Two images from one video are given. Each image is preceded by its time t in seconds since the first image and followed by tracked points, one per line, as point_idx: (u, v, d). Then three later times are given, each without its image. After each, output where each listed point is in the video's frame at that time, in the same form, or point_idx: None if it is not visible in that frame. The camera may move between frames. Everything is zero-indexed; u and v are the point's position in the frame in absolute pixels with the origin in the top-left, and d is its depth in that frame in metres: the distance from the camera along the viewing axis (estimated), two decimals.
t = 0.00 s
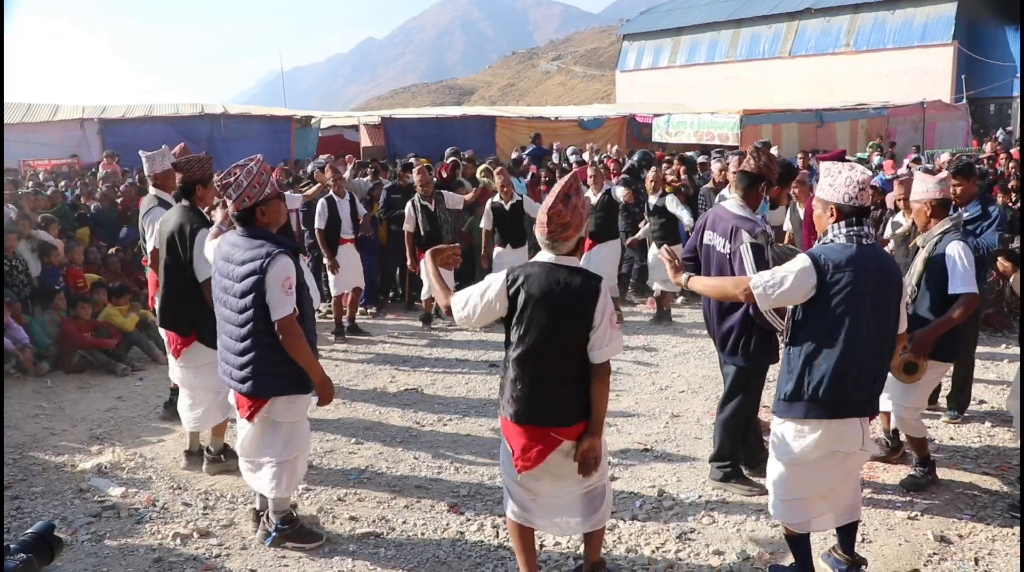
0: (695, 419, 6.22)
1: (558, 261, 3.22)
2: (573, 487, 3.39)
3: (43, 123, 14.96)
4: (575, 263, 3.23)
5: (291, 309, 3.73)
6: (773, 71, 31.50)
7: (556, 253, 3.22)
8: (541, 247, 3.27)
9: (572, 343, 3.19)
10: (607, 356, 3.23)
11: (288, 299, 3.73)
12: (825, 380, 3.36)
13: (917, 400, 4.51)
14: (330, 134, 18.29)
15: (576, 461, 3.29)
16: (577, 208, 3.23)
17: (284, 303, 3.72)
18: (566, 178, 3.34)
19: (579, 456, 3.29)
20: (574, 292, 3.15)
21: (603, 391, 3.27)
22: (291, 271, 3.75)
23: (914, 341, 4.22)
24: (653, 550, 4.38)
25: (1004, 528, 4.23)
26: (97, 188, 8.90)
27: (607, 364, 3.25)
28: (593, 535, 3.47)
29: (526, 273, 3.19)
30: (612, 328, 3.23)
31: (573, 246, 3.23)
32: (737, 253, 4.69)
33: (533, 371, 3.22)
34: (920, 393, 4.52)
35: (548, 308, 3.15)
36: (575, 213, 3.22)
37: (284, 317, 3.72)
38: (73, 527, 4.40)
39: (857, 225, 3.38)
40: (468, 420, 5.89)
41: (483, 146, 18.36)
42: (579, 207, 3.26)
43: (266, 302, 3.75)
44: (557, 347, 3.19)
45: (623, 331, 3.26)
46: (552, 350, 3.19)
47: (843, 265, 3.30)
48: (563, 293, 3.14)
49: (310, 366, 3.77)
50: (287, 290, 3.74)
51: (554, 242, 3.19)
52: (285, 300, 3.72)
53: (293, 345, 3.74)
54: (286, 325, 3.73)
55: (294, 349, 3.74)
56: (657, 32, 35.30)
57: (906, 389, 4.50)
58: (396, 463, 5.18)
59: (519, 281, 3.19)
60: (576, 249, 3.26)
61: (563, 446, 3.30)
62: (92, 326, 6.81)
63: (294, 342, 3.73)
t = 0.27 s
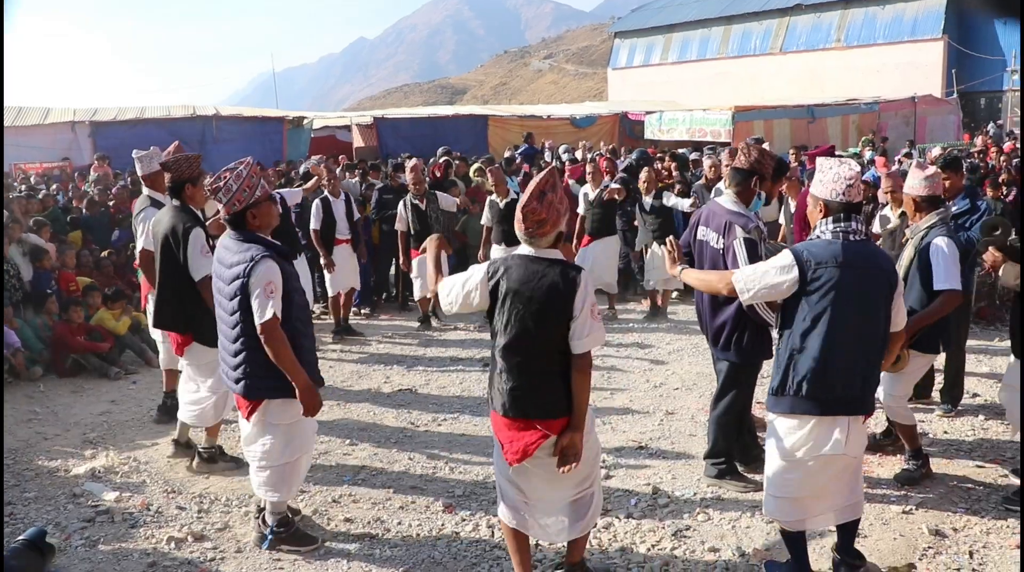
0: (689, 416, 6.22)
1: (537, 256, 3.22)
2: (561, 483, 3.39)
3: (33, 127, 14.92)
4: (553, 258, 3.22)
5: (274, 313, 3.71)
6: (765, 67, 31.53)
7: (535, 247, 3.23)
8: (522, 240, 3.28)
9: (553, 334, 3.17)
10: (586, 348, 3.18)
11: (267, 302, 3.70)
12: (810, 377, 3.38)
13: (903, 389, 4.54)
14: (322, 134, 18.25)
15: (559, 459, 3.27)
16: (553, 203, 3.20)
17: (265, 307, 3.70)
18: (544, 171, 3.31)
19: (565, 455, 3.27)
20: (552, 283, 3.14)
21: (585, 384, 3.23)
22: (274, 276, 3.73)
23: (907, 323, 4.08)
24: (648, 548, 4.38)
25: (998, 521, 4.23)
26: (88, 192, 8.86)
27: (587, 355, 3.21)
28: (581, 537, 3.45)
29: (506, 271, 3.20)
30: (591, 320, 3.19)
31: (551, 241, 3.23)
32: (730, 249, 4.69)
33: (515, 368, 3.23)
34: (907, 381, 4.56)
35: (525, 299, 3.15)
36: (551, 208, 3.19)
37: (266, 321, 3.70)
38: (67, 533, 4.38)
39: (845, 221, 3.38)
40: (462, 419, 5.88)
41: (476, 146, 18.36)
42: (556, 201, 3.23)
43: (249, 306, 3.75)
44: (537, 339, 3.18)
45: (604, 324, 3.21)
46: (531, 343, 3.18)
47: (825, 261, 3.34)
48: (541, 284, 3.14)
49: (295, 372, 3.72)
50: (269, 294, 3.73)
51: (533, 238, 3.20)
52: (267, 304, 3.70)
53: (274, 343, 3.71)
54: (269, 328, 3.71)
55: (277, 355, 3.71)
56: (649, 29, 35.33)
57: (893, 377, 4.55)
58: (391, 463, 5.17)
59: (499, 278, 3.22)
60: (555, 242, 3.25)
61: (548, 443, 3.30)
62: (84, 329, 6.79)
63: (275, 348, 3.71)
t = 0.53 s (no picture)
0: (689, 415, 6.22)
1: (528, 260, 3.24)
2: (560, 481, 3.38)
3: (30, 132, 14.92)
4: (543, 263, 3.22)
5: (260, 317, 3.73)
6: (762, 64, 31.54)
7: (526, 250, 3.25)
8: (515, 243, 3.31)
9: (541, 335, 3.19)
10: (571, 351, 3.15)
11: (251, 306, 3.71)
12: (802, 375, 3.41)
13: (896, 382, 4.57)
14: (320, 136, 18.26)
15: (553, 460, 3.27)
16: (539, 208, 3.20)
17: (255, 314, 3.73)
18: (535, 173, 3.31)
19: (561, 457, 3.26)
20: (539, 284, 3.17)
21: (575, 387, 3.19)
22: (261, 283, 3.75)
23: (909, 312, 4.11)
24: (649, 547, 4.38)
25: (998, 517, 4.24)
26: (85, 196, 8.86)
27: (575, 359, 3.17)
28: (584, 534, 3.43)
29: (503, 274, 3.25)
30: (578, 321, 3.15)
31: (540, 245, 3.23)
32: (727, 247, 4.72)
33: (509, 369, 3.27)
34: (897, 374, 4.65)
35: (513, 300, 3.20)
36: (537, 214, 3.19)
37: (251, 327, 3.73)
38: (68, 537, 4.38)
39: (837, 218, 3.40)
40: (462, 420, 5.88)
41: (475, 146, 18.37)
42: (544, 205, 3.22)
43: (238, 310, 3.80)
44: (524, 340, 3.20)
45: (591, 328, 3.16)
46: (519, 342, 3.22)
47: (812, 262, 3.36)
48: (528, 285, 3.18)
49: (277, 378, 3.76)
50: (256, 300, 3.74)
51: (523, 243, 3.23)
52: (251, 309, 3.72)
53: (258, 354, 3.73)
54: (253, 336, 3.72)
55: (261, 364, 3.74)
56: (646, 28, 35.35)
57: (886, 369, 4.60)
58: (391, 465, 5.17)
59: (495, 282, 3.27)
60: (546, 246, 3.26)
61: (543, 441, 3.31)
62: (82, 334, 6.79)
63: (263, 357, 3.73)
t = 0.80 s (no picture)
0: (727, 415, 6.18)
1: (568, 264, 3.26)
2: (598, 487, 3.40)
3: (72, 135, 15.24)
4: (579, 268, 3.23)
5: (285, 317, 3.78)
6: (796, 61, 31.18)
7: (564, 253, 3.26)
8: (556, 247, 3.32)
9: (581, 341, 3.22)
10: (603, 357, 3.12)
11: (279, 305, 3.77)
12: (836, 376, 3.43)
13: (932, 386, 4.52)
14: (355, 137, 18.41)
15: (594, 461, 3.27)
16: (572, 210, 3.20)
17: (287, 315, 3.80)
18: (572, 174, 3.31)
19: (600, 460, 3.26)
20: (573, 289, 3.19)
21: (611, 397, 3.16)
22: (289, 283, 3.79)
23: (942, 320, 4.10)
24: (688, 548, 4.36)
25: None
26: (128, 198, 9.03)
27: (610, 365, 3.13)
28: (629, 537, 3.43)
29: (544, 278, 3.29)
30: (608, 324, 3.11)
31: (577, 248, 3.24)
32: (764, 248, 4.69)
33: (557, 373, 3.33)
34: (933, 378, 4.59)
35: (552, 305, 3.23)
36: (571, 215, 3.20)
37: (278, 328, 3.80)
38: (114, 533, 4.47)
39: (875, 221, 3.38)
40: (500, 419, 5.89)
41: (509, 146, 18.40)
42: (577, 207, 3.22)
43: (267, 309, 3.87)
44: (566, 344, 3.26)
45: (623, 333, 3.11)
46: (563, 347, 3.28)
47: (845, 265, 3.36)
48: (563, 289, 3.21)
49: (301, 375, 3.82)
50: (284, 300, 3.80)
51: (561, 248, 3.26)
52: (277, 308, 3.78)
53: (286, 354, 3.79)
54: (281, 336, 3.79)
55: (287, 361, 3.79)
56: (678, 25, 35.15)
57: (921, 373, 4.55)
58: (430, 464, 5.20)
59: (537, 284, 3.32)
60: (584, 248, 3.26)
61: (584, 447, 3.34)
62: (125, 333, 6.91)
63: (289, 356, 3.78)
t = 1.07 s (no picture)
0: (778, 424, 6.06)
1: (619, 265, 3.21)
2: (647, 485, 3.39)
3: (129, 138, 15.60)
4: (627, 269, 3.18)
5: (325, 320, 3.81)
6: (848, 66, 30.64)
7: (614, 254, 3.22)
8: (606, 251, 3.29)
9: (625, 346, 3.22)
10: (642, 360, 3.08)
11: (320, 306, 3.80)
12: (882, 382, 3.46)
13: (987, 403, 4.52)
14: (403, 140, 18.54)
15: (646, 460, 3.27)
16: (620, 209, 3.16)
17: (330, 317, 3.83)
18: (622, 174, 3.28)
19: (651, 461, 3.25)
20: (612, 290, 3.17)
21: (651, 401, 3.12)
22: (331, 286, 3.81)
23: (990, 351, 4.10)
24: (740, 557, 4.27)
25: None
26: (182, 199, 9.18)
27: (647, 368, 3.08)
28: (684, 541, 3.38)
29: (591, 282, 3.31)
30: (644, 325, 3.08)
31: (626, 249, 3.20)
32: (815, 255, 4.59)
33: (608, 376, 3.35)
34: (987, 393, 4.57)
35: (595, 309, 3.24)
36: (619, 215, 3.16)
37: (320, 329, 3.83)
38: (167, 528, 4.53)
39: (928, 230, 3.30)
40: (549, 423, 5.85)
41: (557, 151, 18.36)
42: (625, 207, 3.18)
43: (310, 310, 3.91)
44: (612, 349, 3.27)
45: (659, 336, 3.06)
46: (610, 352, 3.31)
47: (891, 272, 3.36)
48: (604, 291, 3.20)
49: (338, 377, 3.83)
50: (326, 303, 3.82)
51: (610, 248, 3.22)
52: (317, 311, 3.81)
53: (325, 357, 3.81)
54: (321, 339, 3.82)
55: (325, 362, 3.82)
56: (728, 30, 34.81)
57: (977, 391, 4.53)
58: (478, 467, 5.18)
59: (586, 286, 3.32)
60: (633, 249, 3.22)
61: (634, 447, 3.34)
62: (178, 332, 7.02)
63: (328, 359, 3.80)
